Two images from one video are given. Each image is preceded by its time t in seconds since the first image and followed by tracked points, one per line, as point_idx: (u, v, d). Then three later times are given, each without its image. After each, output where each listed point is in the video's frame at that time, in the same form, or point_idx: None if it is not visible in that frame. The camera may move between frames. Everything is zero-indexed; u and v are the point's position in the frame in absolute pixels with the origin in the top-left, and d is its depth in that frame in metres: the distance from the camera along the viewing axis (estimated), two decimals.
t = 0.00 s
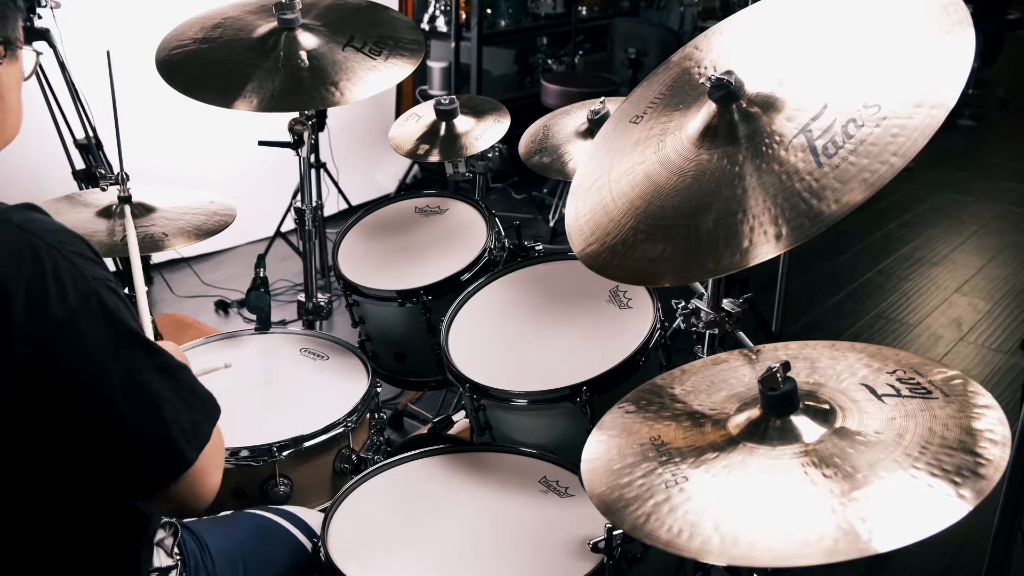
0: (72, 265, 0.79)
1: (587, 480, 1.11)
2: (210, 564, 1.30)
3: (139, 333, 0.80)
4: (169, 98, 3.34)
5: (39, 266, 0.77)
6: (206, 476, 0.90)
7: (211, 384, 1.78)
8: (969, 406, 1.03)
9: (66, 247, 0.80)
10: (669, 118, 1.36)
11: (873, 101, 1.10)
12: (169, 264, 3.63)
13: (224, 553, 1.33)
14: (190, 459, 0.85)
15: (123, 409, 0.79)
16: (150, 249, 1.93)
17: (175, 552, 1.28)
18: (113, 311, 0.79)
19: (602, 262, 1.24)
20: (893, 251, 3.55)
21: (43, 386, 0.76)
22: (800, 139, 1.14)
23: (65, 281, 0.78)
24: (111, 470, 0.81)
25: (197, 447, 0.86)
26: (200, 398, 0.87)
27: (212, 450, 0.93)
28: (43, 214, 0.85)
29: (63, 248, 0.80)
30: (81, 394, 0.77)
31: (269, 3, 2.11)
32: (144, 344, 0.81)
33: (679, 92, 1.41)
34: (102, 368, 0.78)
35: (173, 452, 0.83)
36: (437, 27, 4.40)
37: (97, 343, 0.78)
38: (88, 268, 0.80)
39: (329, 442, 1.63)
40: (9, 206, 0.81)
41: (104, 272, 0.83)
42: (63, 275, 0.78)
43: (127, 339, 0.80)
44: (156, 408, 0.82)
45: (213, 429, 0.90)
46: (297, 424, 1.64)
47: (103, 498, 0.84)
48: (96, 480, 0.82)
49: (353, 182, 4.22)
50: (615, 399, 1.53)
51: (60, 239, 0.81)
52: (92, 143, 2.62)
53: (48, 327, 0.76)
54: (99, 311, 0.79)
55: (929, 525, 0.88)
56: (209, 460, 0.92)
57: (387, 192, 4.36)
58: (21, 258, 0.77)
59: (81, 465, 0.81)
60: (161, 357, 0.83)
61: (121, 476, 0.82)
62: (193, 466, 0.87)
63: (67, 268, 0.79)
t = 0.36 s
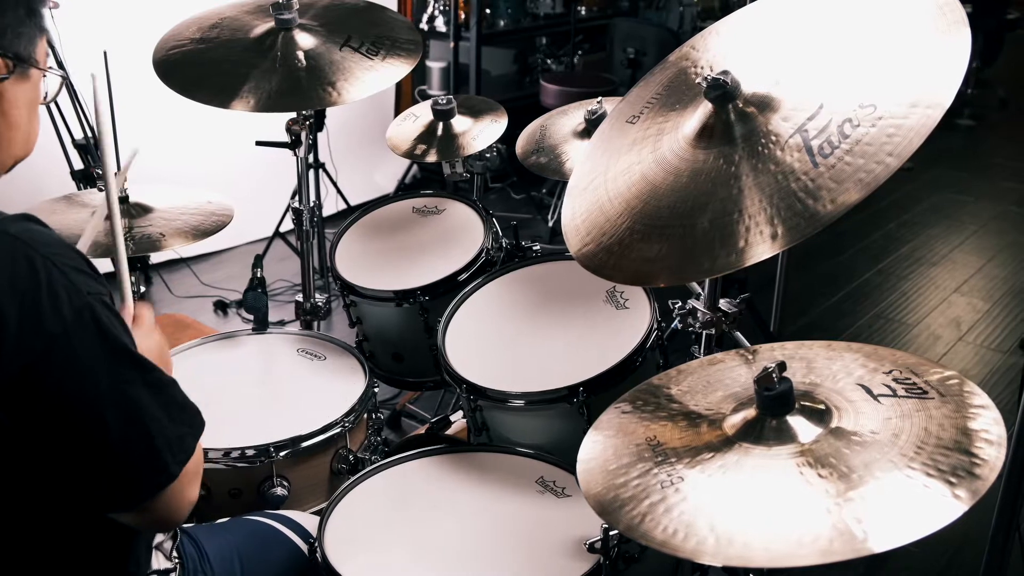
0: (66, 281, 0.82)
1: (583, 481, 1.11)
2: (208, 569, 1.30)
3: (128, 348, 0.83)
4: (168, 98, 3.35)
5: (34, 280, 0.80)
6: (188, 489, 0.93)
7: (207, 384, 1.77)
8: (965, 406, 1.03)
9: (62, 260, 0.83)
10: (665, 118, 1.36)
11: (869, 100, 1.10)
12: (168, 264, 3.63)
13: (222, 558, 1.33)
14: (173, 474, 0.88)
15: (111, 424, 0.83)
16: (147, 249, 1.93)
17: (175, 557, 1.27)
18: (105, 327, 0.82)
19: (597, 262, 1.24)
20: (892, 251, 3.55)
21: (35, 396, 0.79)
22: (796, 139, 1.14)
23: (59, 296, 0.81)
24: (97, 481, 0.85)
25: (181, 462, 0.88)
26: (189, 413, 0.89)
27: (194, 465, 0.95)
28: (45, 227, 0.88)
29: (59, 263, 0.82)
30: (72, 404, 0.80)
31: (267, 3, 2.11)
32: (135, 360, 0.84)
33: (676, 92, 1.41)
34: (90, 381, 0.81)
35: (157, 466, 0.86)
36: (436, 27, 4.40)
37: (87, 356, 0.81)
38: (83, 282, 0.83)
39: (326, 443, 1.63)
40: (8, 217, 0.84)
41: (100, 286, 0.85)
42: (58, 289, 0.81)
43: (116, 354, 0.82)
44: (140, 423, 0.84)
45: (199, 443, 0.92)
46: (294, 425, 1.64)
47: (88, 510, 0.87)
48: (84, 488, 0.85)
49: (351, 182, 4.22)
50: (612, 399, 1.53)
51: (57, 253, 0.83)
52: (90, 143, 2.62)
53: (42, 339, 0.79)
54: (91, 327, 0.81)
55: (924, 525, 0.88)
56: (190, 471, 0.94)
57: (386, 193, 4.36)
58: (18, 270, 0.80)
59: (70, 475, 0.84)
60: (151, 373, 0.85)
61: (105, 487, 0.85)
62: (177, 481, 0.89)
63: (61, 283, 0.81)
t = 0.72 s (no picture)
0: (68, 281, 0.82)
1: (579, 481, 1.10)
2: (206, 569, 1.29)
3: (134, 347, 0.83)
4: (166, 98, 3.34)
5: (35, 282, 0.80)
6: (206, 481, 0.93)
7: (204, 386, 1.77)
8: (961, 406, 1.03)
9: (62, 262, 0.83)
10: (662, 118, 1.36)
11: (865, 100, 1.10)
12: (167, 264, 3.63)
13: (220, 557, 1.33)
14: (187, 469, 0.88)
15: (119, 420, 0.83)
16: (145, 250, 1.93)
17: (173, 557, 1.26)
18: (108, 325, 0.82)
19: (596, 263, 1.24)
20: (892, 251, 3.55)
21: (42, 398, 0.80)
22: (792, 139, 1.14)
23: (61, 297, 0.81)
24: (110, 480, 0.85)
25: (194, 457, 0.88)
26: (199, 408, 0.90)
27: (212, 453, 0.95)
28: (45, 229, 0.88)
29: (59, 263, 0.82)
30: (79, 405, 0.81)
31: (264, 3, 2.11)
32: (141, 357, 0.84)
33: (672, 91, 1.41)
34: (95, 379, 0.81)
35: (170, 461, 0.86)
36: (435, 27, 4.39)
37: (93, 357, 0.81)
38: (84, 282, 0.83)
39: (323, 443, 1.63)
40: (8, 220, 0.84)
41: (101, 287, 0.85)
42: (60, 291, 0.81)
43: (121, 352, 0.83)
44: (150, 419, 0.85)
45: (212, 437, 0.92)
46: (291, 425, 1.64)
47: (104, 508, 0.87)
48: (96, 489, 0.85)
49: (350, 182, 4.22)
50: (610, 399, 1.53)
51: (56, 254, 0.83)
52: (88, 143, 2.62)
53: (46, 343, 0.79)
54: (94, 326, 0.82)
55: (920, 525, 0.88)
56: (209, 461, 0.94)
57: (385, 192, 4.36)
58: (18, 274, 0.80)
59: (80, 475, 0.84)
60: (158, 370, 0.86)
61: (120, 486, 0.85)
62: (191, 476, 0.89)
63: (63, 284, 0.81)
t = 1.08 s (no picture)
0: (54, 284, 0.83)
1: (575, 482, 1.10)
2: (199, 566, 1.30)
3: (117, 351, 0.84)
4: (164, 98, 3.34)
5: (22, 285, 0.81)
6: (190, 489, 0.92)
7: (202, 386, 1.77)
8: (958, 406, 1.03)
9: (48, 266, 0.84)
10: (659, 118, 1.36)
11: (861, 100, 1.10)
12: (166, 264, 3.63)
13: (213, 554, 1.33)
14: (170, 474, 0.88)
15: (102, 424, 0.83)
16: (142, 250, 1.93)
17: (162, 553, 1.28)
18: (93, 329, 0.83)
19: (591, 262, 1.23)
20: (891, 251, 3.55)
21: (27, 400, 0.81)
22: (788, 139, 1.13)
23: (47, 300, 0.81)
24: (94, 482, 0.86)
25: (178, 462, 0.89)
26: (182, 412, 0.90)
27: (198, 457, 0.94)
28: (34, 232, 0.91)
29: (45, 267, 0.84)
30: (62, 406, 0.82)
31: (261, 3, 2.11)
32: (125, 362, 0.85)
33: (671, 91, 1.40)
34: (79, 382, 0.82)
35: (154, 465, 0.87)
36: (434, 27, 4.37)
37: (76, 360, 0.82)
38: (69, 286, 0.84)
39: (321, 443, 1.63)
40: None
41: (83, 291, 0.87)
42: (46, 294, 0.81)
43: (105, 356, 0.83)
44: (133, 424, 0.85)
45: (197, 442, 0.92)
46: (289, 425, 1.64)
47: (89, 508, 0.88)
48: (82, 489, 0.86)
49: (349, 182, 4.22)
50: (607, 399, 1.53)
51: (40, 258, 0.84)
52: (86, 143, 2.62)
53: (29, 344, 0.80)
54: (79, 329, 0.82)
55: (916, 525, 0.88)
56: (195, 468, 0.93)
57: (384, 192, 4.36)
58: (7, 277, 0.81)
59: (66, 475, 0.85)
60: (141, 374, 0.86)
61: (104, 487, 0.86)
62: (175, 481, 0.89)
63: (50, 287, 0.82)
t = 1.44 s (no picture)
0: (55, 282, 0.83)
1: (571, 483, 1.10)
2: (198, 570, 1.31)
3: (116, 349, 0.85)
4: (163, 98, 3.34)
5: (23, 283, 0.82)
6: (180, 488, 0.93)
7: (200, 386, 1.77)
8: (953, 406, 1.03)
9: (49, 264, 0.85)
10: (655, 118, 1.36)
11: (858, 100, 1.10)
12: (165, 264, 3.64)
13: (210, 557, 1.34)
14: (166, 470, 0.89)
15: (101, 420, 0.84)
16: (140, 250, 1.93)
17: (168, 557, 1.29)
18: (93, 327, 0.84)
19: (587, 263, 1.23)
20: (891, 251, 3.55)
21: (26, 397, 0.81)
22: (785, 139, 1.13)
23: (48, 298, 0.82)
24: (91, 479, 0.86)
25: (173, 459, 0.90)
26: (178, 410, 0.91)
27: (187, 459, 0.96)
28: (35, 229, 0.92)
29: (46, 265, 0.84)
30: (63, 403, 0.82)
31: (259, 3, 2.11)
32: (125, 360, 0.86)
33: (667, 92, 1.40)
34: (79, 379, 0.83)
35: (150, 463, 0.87)
36: (433, 27, 4.38)
37: (77, 358, 0.83)
38: (70, 284, 0.85)
39: (318, 443, 1.63)
40: None
41: (85, 289, 0.87)
42: (47, 292, 0.82)
43: (104, 354, 0.84)
44: (132, 422, 0.86)
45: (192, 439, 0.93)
46: (287, 425, 1.64)
47: (83, 505, 0.88)
48: (78, 486, 0.87)
49: (348, 182, 4.22)
50: (604, 399, 1.53)
51: (42, 256, 0.85)
52: (85, 144, 2.62)
53: (31, 341, 0.81)
54: (80, 327, 0.83)
55: (912, 525, 0.88)
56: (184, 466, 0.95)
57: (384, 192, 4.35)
58: (8, 273, 0.82)
59: (63, 472, 0.86)
60: (140, 372, 0.87)
61: (100, 484, 0.87)
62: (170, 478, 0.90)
63: (50, 284, 0.83)
